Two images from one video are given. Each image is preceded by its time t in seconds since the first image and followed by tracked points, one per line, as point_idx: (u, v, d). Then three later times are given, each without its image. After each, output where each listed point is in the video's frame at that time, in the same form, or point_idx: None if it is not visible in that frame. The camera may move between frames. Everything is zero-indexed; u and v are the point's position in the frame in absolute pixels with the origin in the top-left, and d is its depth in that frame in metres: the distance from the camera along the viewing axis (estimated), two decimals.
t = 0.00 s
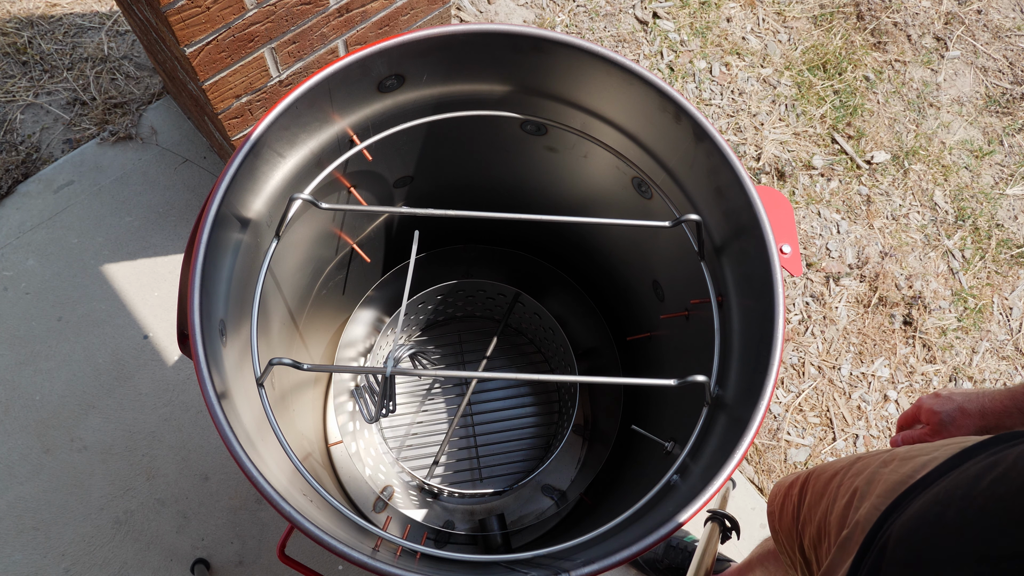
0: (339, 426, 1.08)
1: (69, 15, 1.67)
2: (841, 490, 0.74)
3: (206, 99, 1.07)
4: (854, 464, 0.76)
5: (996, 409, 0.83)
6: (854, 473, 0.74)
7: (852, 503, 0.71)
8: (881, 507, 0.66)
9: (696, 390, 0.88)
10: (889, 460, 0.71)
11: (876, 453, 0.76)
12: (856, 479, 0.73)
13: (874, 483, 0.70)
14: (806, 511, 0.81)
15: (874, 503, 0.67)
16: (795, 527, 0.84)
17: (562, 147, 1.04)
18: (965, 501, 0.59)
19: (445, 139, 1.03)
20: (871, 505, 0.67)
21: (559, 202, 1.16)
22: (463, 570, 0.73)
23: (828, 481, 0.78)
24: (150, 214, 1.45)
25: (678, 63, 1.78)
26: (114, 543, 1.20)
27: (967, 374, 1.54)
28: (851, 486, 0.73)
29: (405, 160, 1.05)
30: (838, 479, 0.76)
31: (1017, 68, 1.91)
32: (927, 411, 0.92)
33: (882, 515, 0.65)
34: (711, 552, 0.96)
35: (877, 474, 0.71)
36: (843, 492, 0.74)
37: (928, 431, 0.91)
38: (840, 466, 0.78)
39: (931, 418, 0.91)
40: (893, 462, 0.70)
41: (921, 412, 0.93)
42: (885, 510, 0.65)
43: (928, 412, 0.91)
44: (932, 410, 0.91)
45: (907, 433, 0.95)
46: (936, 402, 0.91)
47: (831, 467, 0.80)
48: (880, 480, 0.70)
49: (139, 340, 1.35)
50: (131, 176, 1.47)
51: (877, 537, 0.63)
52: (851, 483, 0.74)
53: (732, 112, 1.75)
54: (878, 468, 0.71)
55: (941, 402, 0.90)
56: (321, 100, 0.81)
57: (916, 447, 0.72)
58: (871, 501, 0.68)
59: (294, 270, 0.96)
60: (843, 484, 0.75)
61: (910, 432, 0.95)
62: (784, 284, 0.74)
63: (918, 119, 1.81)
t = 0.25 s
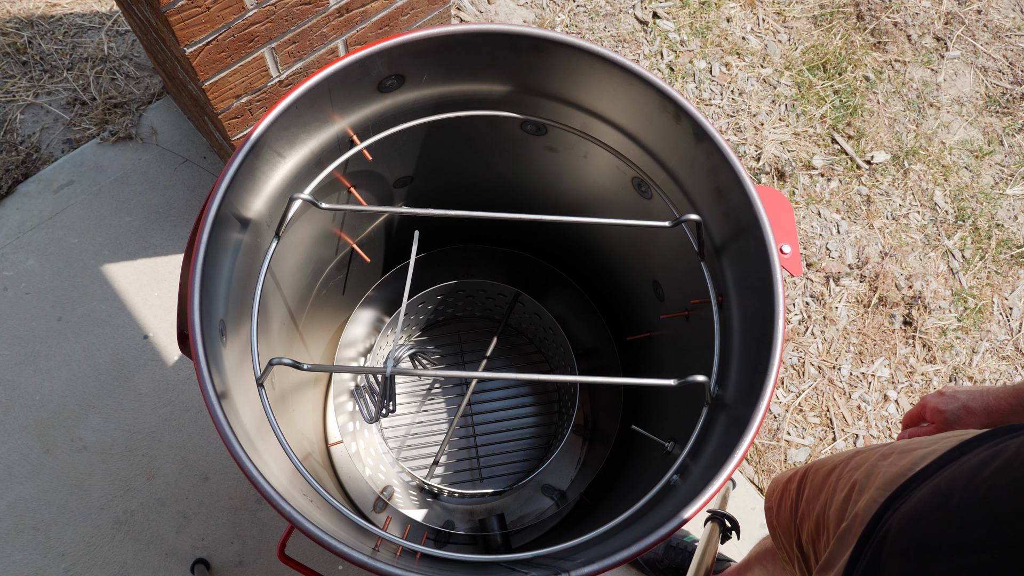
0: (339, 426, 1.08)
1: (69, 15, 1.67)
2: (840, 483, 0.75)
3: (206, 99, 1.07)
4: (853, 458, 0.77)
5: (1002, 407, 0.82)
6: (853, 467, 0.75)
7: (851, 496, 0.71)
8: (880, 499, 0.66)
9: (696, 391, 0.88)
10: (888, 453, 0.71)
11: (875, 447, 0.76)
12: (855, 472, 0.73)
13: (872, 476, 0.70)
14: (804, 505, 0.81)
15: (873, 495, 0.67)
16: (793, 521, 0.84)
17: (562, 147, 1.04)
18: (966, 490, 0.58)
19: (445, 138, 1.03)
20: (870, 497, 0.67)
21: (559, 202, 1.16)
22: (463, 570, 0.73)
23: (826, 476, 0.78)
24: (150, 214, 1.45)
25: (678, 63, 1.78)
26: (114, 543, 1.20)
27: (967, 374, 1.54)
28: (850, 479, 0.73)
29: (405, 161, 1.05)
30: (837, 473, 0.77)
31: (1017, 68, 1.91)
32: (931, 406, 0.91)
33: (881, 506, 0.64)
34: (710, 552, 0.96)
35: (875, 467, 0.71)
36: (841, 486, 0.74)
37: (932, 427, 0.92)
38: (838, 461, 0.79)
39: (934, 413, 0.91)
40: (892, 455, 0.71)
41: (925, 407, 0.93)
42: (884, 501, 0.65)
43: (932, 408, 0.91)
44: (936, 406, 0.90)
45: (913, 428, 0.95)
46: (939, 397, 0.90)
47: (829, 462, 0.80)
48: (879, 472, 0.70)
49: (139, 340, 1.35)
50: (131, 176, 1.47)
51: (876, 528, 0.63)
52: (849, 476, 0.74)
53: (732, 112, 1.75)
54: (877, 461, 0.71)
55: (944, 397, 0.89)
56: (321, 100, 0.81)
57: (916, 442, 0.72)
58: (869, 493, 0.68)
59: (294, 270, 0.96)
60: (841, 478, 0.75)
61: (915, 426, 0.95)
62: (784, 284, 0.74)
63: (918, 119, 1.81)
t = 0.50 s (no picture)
0: (339, 426, 1.07)
1: (69, 15, 1.67)
2: (842, 478, 0.74)
3: (206, 100, 1.07)
4: (854, 453, 0.77)
5: (1018, 400, 0.79)
6: (855, 462, 0.74)
7: (853, 491, 0.71)
8: (882, 493, 0.66)
9: (697, 391, 0.88)
10: (889, 447, 0.71)
11: (877, 442, 0.76)
12: (857, 467, 0.73)
13: (874, 471, 0.70)
14: (806, 501, 0.81)
15: (875, 490, 0.67)
16: (794, 516, 0.84)
17: (562, 147, 1.04)
18: (970, 480, 0.58)
19: (445, 138, 1.03)
20: (873, 492, 0.67)
21: (559, 201, 1.16)
22: (463, 570, 0.73)
23: (828, 471, 0.78)
24: (150, 214, 1.45)
25: (678, 63, 1.78)
26: (114, 543, 1.20)
27: (967, 374, 1.54)
28: (852, 475, 0.73)
29: (406, 161, 1.05)
30: (839, 468, 0.77)
31: (1017, 68, 1.91)
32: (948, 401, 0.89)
33: (883, 500, 0.64)
34: (711, 552, 0.97)
35: (877, 462, 0.71)
36: (843, 481, 0.74)
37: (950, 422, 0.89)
38: (840, 456, 0.79)
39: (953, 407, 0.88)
40: (894, 449, 0.70)
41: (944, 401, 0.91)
42: (886, 496, 0.65)
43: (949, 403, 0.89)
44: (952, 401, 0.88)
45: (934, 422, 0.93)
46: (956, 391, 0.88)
47: (831, 458, 0.80)
48: (881, 467, 0.69)
49: (139, 340, 1.35)
50: (131, 176, 1.47)
51: (879, 522, 0.63)
52: (852, 472, 0.74)
53: (732, 112, 1.75)
54: (879, 455, 0.71)
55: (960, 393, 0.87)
56: (321, 100, 0.81)
57: (918, 436, 0.72)
58: (872, 488, 0.68)
59: (294, 270, 0.96)
60: (844, 473, 0.75)
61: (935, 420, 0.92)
62: (784, 284, 0.74)
63: (918, 119, 1.81)
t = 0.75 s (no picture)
0: (339, 426, 1.07)
1: (69, 15, 1.67)
2: (847, 476, 0.75)
3: (206, 99, 1.07)
4: (859, 452, 0.77)
5: None
6: (859, 460, 0.75)
7: (858, 488, 0.71)
8: (888, 490, 0.66)
9: (696, 391, 0.88)
10: (894, 445, 0.71)
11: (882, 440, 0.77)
12: (862, 465, 0.74)
13: (879, 469, 0.70)
14: (810, 499, 0.81)
15: (881, 487, 0.67)
16: (799, 515, 0.84)
17: (562, 147, 1.04)
18: (973, 476, 0.58)
19: (445, 138, 1.03)
20: (878, 489, 0.67)
21: (559, 201, 1.16)
22: (463, 570, 0.73)
23: (833, 469, 0.78)
24: (150, 214, 1.45)
25: (678, 63, 1.78)
26: (114, 543, 1.20)
27: (967, 374, 1.55)
28: (857, 472, 0.73)
29: (405, 161, 1.05)
30: (844, 466, 0.77)
31: (1017, 68, 1.91)
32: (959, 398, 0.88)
33: (888, 498, 0.64)
34: (711, 552, 0.97)
35: (882, 460, 0.71)
36: (848, 479, 0.74)
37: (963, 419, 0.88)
38: (844, 454, 0.79)
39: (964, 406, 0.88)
40: (899, 447, 0.71)
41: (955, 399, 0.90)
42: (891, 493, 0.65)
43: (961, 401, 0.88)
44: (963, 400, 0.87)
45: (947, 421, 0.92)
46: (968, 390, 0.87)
47: (835, 456, 0.80)
48: (886, 465, 0.70)
49: (139, 340, 1.35)
50: (131, 176, 1.47)
51: (884, 518, 0.63)
52: (856, 470, 0.74)
53: (732, 112, 1.75)
54: (884, 453, 0.72)
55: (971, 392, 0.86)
56: (321, 100, 0.81)
57: (922, 434, 0.72)
58: (877, 486, 0.68)
59: (294, 270, 0.96)
60: (848, 471, 0.75)
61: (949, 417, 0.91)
62: (784, 284, 0.74)
63: (918, 119, 1.81)
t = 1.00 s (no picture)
0: (339, 426, 1.07)
1: (69, 15, 1.67)
2: (846, 478, 0.75)
3: (206, 99, 1.07)
4: (859, 453, 0.77)
5: None
6: (858, 462, 0.75)
7: (857, 490, 0.71)
8: (887, 492, 0.66)
9: (696, 391, 0.88)
10: (894, 447, 0.71)
11: (882, 442, 0.77)
12: (861, 467, 0.74)
13: (879, 471, 0.70)
14: (810, 500, 0.81)
15: (880, 489, 0.67)
16: (799, 516, 0.84)
17: (562, 147, 1.04)
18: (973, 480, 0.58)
19: (445, 138, 1.03)
20: (877, 491, 0.67)
21: (559, 201, 1.16)
22: (463, 570, 0.73)
23: (833, 470, 0.78)
24: (150, 214, 1.45)
25: (678, 63, 1.78)
26: (114, 543, 1.20)
27: (967, 374, 1.55)
28: (856, 474, 0.73)
29: (405, 160, 1.05)
30: (843, 467, 0.77)
31: (1017, 68, 1.91)
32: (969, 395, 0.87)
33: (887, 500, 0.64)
34: (711, 551, 0.97)
35: (882, 461, 0.71)
36: (847, 481, 0.74)
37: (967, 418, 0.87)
38: (844, 455, 0.79)
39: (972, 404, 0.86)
40: (898, 448, 0.71)
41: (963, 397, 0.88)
42: (890, 495, 0.65)
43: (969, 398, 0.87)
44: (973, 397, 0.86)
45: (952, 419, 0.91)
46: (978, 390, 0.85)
47: (834, 458, 0.80)
48: (885, 466, 0.70)
49: (139, 340, 1.35)
50: (131, 176, 1.47)
51: (884, 521, 0.63)
52: (855, 471, 0.74)
53: (732, 112, 1.75)
54: (883, 455, 0.72)
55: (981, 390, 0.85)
56: (321, 100, 0.81)
57: (922, 435, 0.72)
58: (876, 487, 0.68)
59: (293, 270, 0.96)
60: (847, 472, 0.75)
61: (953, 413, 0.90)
62: (784, 284, 0.74)
63: (918, 119, 1.81)
